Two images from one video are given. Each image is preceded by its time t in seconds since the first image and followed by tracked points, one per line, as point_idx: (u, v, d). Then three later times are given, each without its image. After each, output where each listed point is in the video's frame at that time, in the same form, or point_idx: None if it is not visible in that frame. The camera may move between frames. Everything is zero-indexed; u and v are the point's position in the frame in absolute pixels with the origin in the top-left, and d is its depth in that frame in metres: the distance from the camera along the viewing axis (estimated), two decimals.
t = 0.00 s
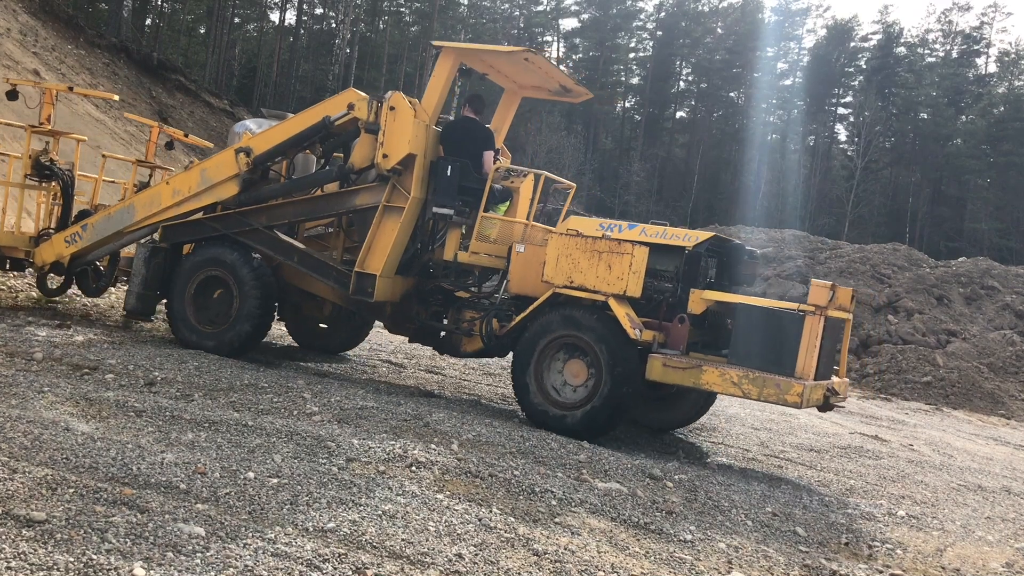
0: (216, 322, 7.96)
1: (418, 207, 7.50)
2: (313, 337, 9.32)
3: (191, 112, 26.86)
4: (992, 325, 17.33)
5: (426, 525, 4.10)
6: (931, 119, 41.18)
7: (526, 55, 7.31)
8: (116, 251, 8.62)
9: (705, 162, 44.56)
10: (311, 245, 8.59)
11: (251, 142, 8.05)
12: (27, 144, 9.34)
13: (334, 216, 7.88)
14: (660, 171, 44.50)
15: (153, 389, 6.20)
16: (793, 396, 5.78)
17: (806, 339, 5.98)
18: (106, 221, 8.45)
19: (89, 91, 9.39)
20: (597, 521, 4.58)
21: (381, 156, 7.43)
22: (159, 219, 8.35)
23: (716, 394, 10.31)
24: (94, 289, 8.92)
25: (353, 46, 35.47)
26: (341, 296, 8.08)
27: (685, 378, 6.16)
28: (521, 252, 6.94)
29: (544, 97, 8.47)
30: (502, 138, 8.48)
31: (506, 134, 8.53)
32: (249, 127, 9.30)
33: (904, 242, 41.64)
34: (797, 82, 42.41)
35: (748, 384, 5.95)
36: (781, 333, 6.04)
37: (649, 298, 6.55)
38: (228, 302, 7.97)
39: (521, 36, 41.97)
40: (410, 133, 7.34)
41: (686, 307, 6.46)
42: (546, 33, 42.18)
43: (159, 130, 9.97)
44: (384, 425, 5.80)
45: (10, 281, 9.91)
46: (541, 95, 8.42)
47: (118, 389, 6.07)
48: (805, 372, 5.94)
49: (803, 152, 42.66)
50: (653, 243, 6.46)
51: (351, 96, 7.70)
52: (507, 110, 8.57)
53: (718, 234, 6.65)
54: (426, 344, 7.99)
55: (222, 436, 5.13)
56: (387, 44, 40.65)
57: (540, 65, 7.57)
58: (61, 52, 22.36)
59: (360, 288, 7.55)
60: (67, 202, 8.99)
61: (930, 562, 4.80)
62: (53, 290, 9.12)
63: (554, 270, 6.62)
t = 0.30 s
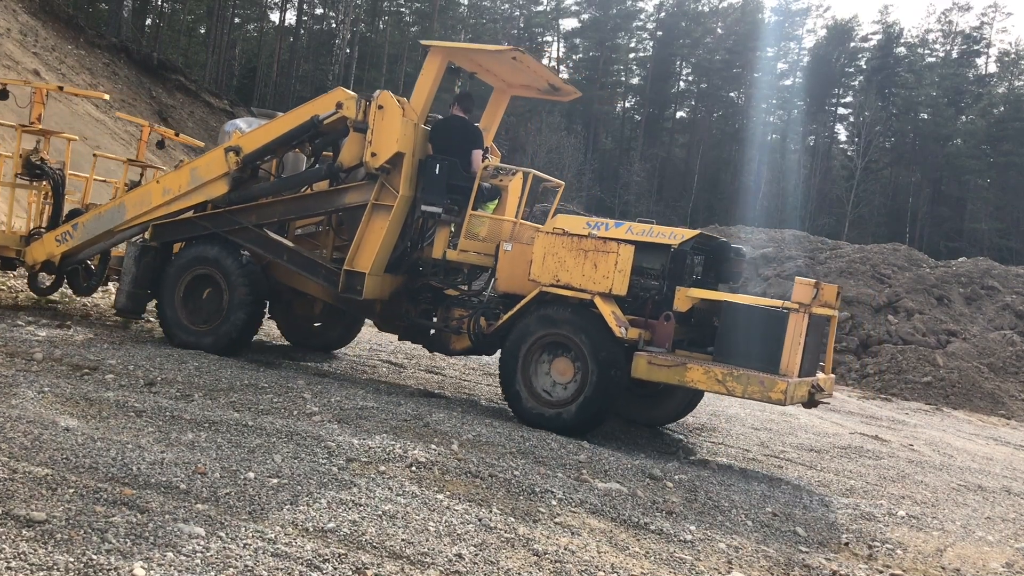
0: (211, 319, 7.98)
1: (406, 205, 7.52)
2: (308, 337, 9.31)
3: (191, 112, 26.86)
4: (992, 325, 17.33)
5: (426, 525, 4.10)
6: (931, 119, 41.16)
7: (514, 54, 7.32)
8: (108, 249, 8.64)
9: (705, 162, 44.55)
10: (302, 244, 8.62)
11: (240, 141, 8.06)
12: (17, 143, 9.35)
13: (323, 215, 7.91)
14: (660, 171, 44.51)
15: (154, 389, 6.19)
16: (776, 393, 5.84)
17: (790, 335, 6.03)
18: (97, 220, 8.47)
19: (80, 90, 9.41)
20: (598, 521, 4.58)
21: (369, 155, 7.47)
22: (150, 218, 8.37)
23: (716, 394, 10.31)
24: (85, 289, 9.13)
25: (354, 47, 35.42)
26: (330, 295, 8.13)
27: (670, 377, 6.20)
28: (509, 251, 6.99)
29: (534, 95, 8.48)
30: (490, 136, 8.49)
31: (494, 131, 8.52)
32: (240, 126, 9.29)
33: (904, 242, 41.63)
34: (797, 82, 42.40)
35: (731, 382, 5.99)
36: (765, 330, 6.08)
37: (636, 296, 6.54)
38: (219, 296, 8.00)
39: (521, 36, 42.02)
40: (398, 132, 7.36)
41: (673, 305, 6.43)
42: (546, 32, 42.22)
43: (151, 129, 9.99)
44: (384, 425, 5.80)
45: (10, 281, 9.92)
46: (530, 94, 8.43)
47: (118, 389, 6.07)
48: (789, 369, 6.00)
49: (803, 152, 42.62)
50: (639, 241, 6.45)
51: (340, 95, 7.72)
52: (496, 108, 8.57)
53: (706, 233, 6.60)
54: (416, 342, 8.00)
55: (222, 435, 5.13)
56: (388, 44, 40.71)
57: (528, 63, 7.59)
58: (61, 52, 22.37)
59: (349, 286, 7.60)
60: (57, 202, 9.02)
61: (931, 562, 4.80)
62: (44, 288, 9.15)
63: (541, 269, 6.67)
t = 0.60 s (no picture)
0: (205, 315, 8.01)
1: (395, 202, 7.55)
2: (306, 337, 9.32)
3: (191, 113, 26.84)
4: (992, 324, 17.33)
5: (426, 525, 4.10)
6: (931, 119, 41.14)
7: (501, 52, 7.36)
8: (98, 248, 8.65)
9: (705, 162, 44.49)
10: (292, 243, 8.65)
11: (229, 140, 8.09)
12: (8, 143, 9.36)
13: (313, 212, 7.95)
14: (660, 171, 44.56)
15: (153, 389, 6.19)
16: (760, 388, 5.86)
17: (775, 331, 6.05)
18: (87, 219, 8.49)
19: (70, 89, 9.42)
20: (598, 521, 4.58)
21: (358, 153, 7.49)
22: (140, 217, 8.39)
23: (715, 394, 10.31)
24: (76, 288, 9.27)
25: (354, 47, 35.37)
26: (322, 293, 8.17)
27: (655, 373, 6.22)
28: (497, 248, 7.11)
29: (523, 94, 8.51)
30: (479, 135, 8.50)
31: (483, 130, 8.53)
32: (229, 126, 9.33)
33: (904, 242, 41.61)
34: (797, 82, 42.40)
35: (717, 377, 6.01)
36: (750, 327, 6.12)
37: (622, 293, 6.64)
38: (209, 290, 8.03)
39: (521, 36, 42.08)
40: (386, 130, 7.39)
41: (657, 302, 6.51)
42: (546, 33, 42.27)
43: (141, 128, 10.02)
44: (384, 426, 5.80)
45: (9, 280, 9.94)
46: (519, 92, 8.47)
47: (118, 389, 6.07)
48: (774, 365, 6.02)
49: (803, 152, 42.58)
50: (625, 238, 6.56)
51: (328, 93, 7.76)
52: (485, 108, 8.59)
53: (692, 231, 6.73)
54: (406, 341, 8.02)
55: (222, 436, 5.13)
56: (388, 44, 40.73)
57: (516, 62, 7.63)
58: (61, 53, 22.38)
59: (338, 284, 7.63)
60: (48, 201, 9.06)
61: (931, 562, 4.80)
62: (34, 288, 9.15)
63: (528, 266, 6.70)
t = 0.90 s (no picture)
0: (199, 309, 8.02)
1: (382, 200, 7.57)
2: (298, 336, 9.32)
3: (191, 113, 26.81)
4: (992, 324, 17.33)
5: (426, 525, 4.10)
6: (931, 119, 41.14)
7: (488, 51, 7.37)
8: (87, 247, 8.67)
9: (705, 162, 44.52)
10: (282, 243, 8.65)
11: (218, 139, 8.12)
12: None
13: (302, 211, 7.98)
14: (660, 171, 44.66)
15: (154, 389, 6.19)
16: (744, 384, 5.92)
17: (758, 328, 6.09)
18: (77, 218, 8.51)
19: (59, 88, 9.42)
20: (598, 521, 4.58)
21: (345, 151, 7.51)
22: (129, 215, 8.41)
23: (714, 395, 10.31)
24: (66, 285, 9.35)
25: (354, 48, 35.33)
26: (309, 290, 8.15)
27: (640, 370, 6.28)
28: (484, 246, 7.09)
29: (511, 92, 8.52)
30: (467, 134, 8.49)
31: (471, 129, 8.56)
32: (219, 125, 9.33)
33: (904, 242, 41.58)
34: (797, 81, 42.38)
35: (701, 374, 6.07)
36: (733, 323, 6.13)
37: (608, 291, 6.67)
38: (198, 285, 8.06)
39: (521, 36, 42.17)
40: (374, 129, 7.42)
41: (643, 299, 6.52)
42: (546, 33, 42.32)
43: (131, 128, 10.01)
44: (384, 425, 5.80)
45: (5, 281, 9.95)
46: (507, 91, 8.48)
47: (118, 389, 6.07)
48: (757, 361, 6.05)
49: (803, 152, 42.53)
50: (611, 236, 6.65)
51: (316, 92, 7.80)
52: (473, 106, 8.60)
53: (677, 228, 6.76)
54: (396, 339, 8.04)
55: (222, 436, 5.13)
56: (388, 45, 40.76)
57: (504, 61, 7.64)
58: (61, 53, 22.38)
59: (326, 282, 7.66)
60: (37, 201, 9.07)
61: (931, 562, 4.80)
62: (24, 287, 9.14)
63: (514, 264, 6.71)
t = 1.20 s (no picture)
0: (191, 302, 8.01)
1: (370, 198, 7.62)
2: (292, 335, 9.32)
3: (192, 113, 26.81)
4: (992, 324, 17.33)
5: (426, 525, 4.10)
6: (931, 119, 41.14)
7: (475, 50, 7.39)
8: (77, 247, 8.66)
9: (705, 162, 44.61)
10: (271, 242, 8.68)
11: (207, 137, 8.14)
12: None
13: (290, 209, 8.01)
14: (660, 171, 44.86)
15: (154, 389, 6.19)
16: (727, 380, 5.93)
17: (741, 327, 6.09)
18: (66, 217, 8.50)
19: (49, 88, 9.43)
20: (598, 521, 4.58)
21: (333, 150, 7.57)
22: (119, 215, 8.41)
23: (714, 394, 10.31)
24: (57, 285, 9.05)
25: (354, 48, 35.34)
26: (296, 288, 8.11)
27: (625, 367, 6.29)
28: (470, 245, 7.13)
29: (499, 92, 8.55)
30: (455, 134, 8.53)
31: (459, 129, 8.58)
32: (209, 124, 9.35)
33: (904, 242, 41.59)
34: (797, 82, 42.33)
35: (685, 370, 6.09)
36: (716, 320, 6.15)
37: (594, 288, 6.73)
38: (186, 280, 8.07)
39: (521, 36, 42.25)
40: (361, 127, 7.47)
41: (628, 296, 6.60)
42: (546, 33, 42.35)
43: (122, 128, 10.00)
44: (384, 426, 5.80)
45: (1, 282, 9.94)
46: (496, 90, 8.51)
47: (118, 389, 6.07)
48: (741, 358, 6.06)
49: (803, 152, 42.49)
50: (594, 234, 6.75)
51: (304, 91, 7.84)
52: (462, 105, 8.61)
53: (661, 226, 6.85)
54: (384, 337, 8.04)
55: (222, 436, 5.13)
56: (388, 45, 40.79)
57: (491, 60, 7.66)
58: (61, 53, 22.39)
59: (314, 280, 7.66)
60: (27, 200, 9.07)
61: (930, 562, 4.80)
62: (14, 287, 9.12)
63: (500, 262, 6.75)
